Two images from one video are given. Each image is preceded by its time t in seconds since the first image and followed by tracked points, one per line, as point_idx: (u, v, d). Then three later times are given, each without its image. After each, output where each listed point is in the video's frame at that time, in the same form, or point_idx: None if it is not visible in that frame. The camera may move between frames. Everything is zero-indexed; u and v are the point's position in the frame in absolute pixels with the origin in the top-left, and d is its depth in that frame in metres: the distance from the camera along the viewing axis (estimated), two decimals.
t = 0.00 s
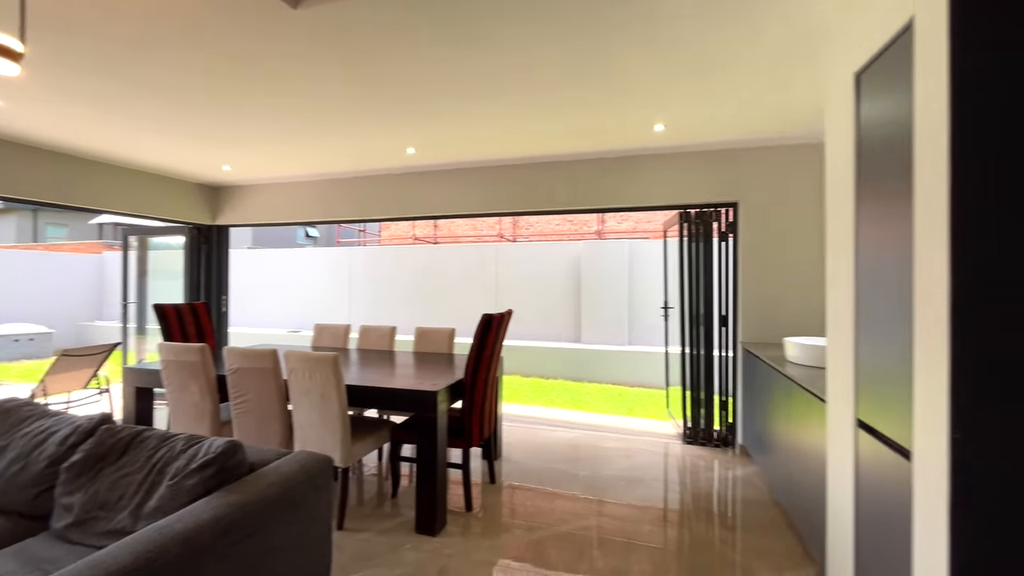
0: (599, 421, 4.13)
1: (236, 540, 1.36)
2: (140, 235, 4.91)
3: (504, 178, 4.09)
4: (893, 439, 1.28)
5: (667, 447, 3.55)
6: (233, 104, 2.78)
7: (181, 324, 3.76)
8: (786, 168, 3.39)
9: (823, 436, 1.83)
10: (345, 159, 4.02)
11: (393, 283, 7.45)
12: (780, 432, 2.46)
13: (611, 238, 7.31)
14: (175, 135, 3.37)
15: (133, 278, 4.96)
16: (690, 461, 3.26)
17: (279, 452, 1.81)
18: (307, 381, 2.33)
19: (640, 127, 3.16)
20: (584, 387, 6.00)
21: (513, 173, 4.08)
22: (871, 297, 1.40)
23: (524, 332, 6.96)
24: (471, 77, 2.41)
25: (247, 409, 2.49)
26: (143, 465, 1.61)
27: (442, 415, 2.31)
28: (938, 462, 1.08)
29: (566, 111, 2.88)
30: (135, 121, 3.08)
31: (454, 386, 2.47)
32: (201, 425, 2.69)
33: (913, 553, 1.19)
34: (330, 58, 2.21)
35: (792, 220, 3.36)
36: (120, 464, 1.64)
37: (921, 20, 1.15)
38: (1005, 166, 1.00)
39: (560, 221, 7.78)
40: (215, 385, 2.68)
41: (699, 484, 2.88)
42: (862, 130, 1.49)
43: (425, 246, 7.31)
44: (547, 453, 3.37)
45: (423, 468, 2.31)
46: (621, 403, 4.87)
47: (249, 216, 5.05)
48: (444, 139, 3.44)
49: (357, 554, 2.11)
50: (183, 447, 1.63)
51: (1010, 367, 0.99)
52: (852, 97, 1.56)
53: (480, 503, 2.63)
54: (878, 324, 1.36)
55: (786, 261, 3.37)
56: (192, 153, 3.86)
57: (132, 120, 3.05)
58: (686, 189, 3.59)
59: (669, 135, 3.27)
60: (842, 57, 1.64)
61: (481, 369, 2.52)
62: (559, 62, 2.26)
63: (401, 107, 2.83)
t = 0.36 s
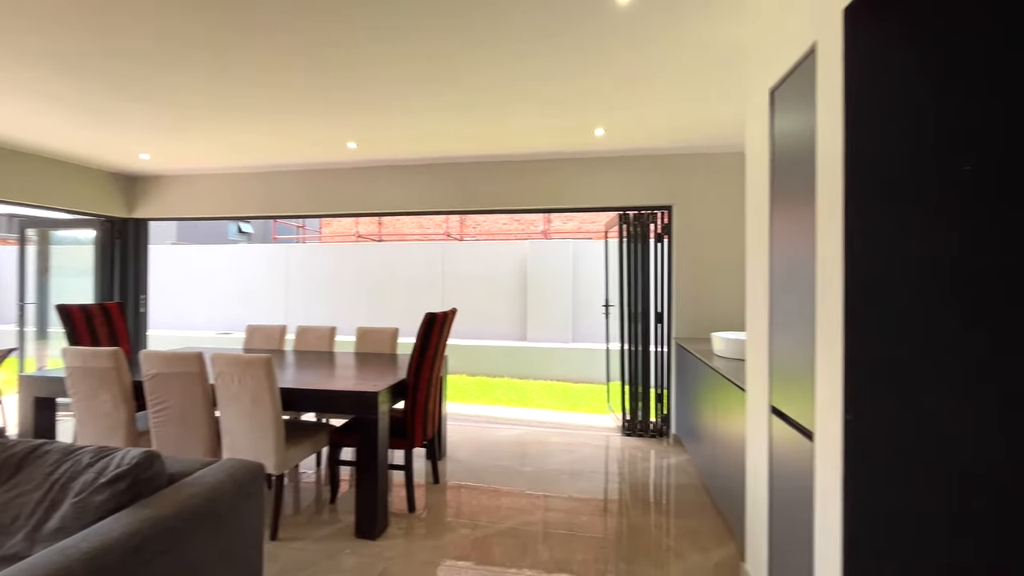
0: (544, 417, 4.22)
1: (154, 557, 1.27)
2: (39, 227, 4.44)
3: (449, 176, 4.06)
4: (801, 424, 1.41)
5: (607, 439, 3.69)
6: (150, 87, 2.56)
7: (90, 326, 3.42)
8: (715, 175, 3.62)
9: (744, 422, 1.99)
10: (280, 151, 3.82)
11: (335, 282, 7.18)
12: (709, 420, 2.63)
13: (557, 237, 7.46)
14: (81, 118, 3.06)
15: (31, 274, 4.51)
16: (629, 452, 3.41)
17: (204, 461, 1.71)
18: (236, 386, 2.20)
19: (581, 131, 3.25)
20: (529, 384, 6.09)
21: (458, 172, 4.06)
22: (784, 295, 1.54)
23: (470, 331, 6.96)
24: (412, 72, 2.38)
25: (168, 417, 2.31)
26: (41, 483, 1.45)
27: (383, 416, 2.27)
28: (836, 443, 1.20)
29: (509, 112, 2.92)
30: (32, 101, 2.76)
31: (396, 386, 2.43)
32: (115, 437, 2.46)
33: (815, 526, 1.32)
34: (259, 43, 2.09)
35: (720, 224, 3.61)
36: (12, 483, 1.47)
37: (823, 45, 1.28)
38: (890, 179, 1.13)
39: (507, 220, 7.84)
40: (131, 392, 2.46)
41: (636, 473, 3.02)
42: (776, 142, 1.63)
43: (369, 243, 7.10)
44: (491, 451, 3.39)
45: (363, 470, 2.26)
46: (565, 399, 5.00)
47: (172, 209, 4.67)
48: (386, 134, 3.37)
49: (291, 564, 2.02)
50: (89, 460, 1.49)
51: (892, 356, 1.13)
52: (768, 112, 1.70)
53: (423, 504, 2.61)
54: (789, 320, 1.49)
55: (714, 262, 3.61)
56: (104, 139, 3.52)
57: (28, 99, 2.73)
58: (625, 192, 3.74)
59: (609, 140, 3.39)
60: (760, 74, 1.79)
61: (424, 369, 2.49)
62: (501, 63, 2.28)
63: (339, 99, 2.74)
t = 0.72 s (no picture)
0: (494, 415, 4.24)
1: None
2: None
3: (400, 172, 3.98)
4: (732, 413, 1.51)
5: (556, 435, 3.77)
6: (63, 63, 2.33)
7: None
8: (659, 179, 3.78)
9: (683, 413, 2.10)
10: (216, 140, 3.59)
11: (277, 281, 6.85)
12: (652, 413, 2.75)
13: (509, 237, 7.51)
14: None
15: None
16: (577, 446, 3.50)
17: (126, 471, 1.58)
18: (165, 390, 2.06)
19: (531, 132, 3.29)
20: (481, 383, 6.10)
21: (408, 168, 3.99)
22: (717, 293, 1.64)
23: (420, 330, 6.87)
24: (359, 63, 2.32)
25: (84, 426, 2.12)
26: None
27: (328, 417, 2.20)
28: (761, 428, 1.30)
29: (459, 109, 2.91)
30: None
31: (342, 386, 2.36)
32: (20, 450, 2.22)
33: (745, 507, 1.42)
34: (190, 22, 1.96)
35: (663, 226, 3.77)
36: None
37: (752, 61, 1.38)
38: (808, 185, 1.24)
39: (460, 219, 7.80)
40: (39, 401, 2.23)
41: (585, 466, 3.10)
42: (712, 149, 1.73)
43: (314, 240, 6.84)
44: (441, 450, 3.37)
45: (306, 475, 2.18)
46: (516, 397, 5.06)
47: (91, 200, 4.27)
48: (332, 127, 3.25)
49: None
50: None
51: (809, 347, 1.24)
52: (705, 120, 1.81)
53: (370, 507, 2.55)
54: (722, 317, 1.59)
55: (658, 262, 3.77)
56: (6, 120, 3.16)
57: None
58: (575, 193, 3.83)
59: (559, 141, 3.46)
60: (698, 85, 1.90)
61: (372, 369, 2.43)
62: (451, 59, 2.27)
63: (280, 87, 2.62)
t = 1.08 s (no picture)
0: (456, 415, 4.23)
1: None
2: None
3: (358, 168, 3.89)
4: (681, 405, 1.59)
5: (518, 432, 3.80)
6: None
7: None
8: (617, 180, 3.88)
9: (638, 406, 2.17)
10: (158, 130, 3.38)
11: (227, 279, 6.57)
12: (610, 408, 2.83)
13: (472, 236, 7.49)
14: None
15: None
16: (538, 442, 3.54)
17: (56, 483, 1.47)
18: (101, 395, 1.93)
19: (492, 130, 3.30)
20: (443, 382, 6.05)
21: (367, 164, 3.91)
22: (669, 291, 1.71)
23: (380, 329, 6.76)
24: (314, 55, 2.25)
25: (7, 437, 1.96)
26: None
27: (281, 420, 2.13)
28: (707, 418, 1.37)
29: (419, 105, 2.87)
30: None
31: (297, 387, 2.29)
32: None
33: (693, 493, 1.49)
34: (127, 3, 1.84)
35: (621, 226, 3.87)
36: None
37: (699, 69, 1.45)
38: (749, 188, 1.31)
39: (422, 217, 7.71)
40: None
41: (545, 462, 3.15)
42: (664, 153, 1.80)
43: (268, 237, 6.59)
44: (401, 451, 3.33)
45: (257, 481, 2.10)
46: (477, 396, 5.07)
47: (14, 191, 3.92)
48: (286, 119, 3.14)
49: None
50: None
51: (749, 340, 1.32)
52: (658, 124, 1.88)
53: (327, 511, 2.49)
54: (673, 314, 1.66)
55: (616, 261, 3.87)
56: None
57: None
58: (536, 192, 3.87)
59: (521, 141, 3.49)
60: (652, 90, 1.97)
61: (329, 368, 2.38)
62: (409, 55, 2.24)
63: (228, 76, 2.50)
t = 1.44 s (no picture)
0: (425, 414, 4.19)
1: None
2: None
3: (323, 163, 3.78)
4: (644, 400, 1.62)
5: (487, 430, 3.79)
6: None
7: None
8: (585, 180, 3.92)
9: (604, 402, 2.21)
10: (103, 117, 3.18)
11: (182, 277, 6.30)
12: (577, 404, 2.86)
13: (441, 233, 7.43)
14: None
15: None
16: (507, 440, 3.55)
17: None
18: (38, 400, 1.80)
19: (460, 127, 3.27)
20: (411, 382, 5.98)
21: (331, 159, 3.80)
22: (633, 288, 1.74)
23: (345, 328, 6.63)
24: (273, 44, 2.16)
25: None
26: None
27: (239, 423, 2.05)
28: (668, 412, 1.41)
29: (385, 100, 2.81)
30: None
31: (257, 388, 2.21)
32: None
33: (654, 485, 1.53)
34: None
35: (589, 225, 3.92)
36: None
37: (663, 70, 1.48)
38: (708, 187, 1.35)
39: (390, 214, 7.60)
40: None
41: (514, 459, 3.16)
42: (629, 153, 1.83)
43: (227, 234, 6.35)
44: (368, 452, 3.27)
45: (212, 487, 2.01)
46: (446, 395, 5.03)
47: None
48: (244, 110, 3.01)
49: None
50: None
51: (708, 335, 1.36)
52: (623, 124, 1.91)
53: (288, 516, 2.41)
54: (637, 310, 1.69)
55: (583, 260, 3.92)
56: None
57: None
58: (505, 190, 3.87)
59: (490, 138, 3.48)
60: (617, 91, 2.00)
61: (291, 369, 2.30)
62: (374, 48, 2.18)
63: (181, 63, 2.37)
